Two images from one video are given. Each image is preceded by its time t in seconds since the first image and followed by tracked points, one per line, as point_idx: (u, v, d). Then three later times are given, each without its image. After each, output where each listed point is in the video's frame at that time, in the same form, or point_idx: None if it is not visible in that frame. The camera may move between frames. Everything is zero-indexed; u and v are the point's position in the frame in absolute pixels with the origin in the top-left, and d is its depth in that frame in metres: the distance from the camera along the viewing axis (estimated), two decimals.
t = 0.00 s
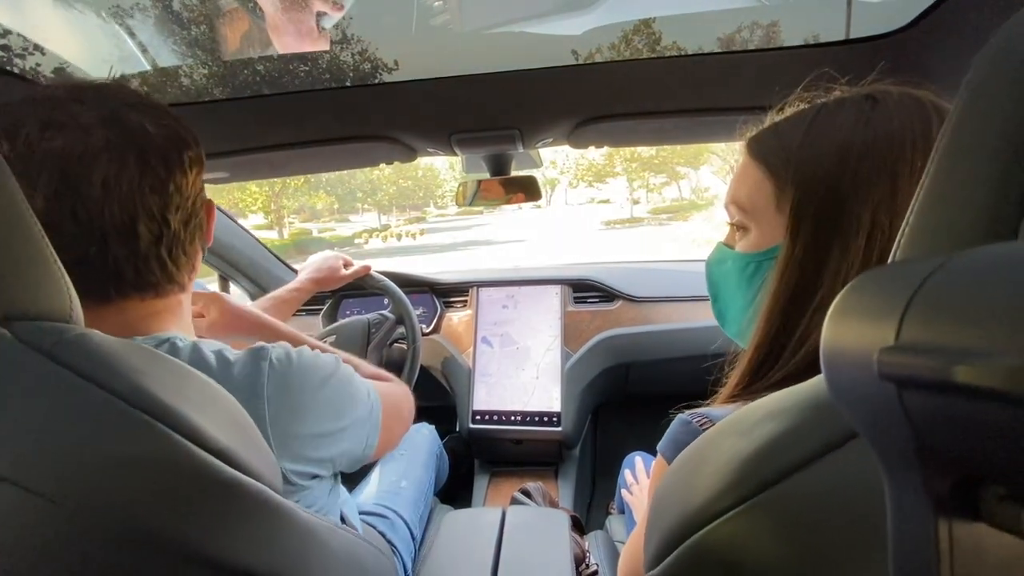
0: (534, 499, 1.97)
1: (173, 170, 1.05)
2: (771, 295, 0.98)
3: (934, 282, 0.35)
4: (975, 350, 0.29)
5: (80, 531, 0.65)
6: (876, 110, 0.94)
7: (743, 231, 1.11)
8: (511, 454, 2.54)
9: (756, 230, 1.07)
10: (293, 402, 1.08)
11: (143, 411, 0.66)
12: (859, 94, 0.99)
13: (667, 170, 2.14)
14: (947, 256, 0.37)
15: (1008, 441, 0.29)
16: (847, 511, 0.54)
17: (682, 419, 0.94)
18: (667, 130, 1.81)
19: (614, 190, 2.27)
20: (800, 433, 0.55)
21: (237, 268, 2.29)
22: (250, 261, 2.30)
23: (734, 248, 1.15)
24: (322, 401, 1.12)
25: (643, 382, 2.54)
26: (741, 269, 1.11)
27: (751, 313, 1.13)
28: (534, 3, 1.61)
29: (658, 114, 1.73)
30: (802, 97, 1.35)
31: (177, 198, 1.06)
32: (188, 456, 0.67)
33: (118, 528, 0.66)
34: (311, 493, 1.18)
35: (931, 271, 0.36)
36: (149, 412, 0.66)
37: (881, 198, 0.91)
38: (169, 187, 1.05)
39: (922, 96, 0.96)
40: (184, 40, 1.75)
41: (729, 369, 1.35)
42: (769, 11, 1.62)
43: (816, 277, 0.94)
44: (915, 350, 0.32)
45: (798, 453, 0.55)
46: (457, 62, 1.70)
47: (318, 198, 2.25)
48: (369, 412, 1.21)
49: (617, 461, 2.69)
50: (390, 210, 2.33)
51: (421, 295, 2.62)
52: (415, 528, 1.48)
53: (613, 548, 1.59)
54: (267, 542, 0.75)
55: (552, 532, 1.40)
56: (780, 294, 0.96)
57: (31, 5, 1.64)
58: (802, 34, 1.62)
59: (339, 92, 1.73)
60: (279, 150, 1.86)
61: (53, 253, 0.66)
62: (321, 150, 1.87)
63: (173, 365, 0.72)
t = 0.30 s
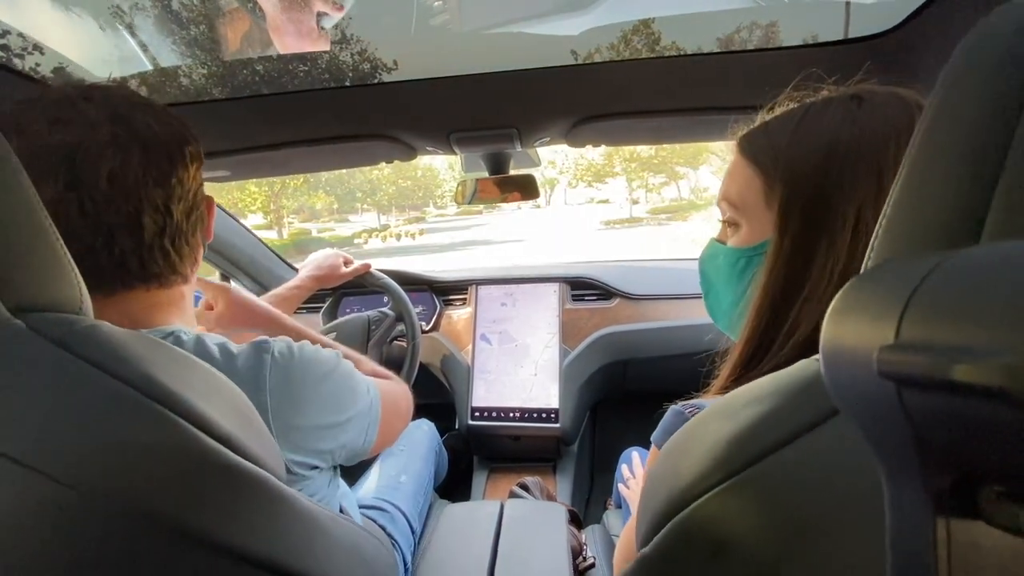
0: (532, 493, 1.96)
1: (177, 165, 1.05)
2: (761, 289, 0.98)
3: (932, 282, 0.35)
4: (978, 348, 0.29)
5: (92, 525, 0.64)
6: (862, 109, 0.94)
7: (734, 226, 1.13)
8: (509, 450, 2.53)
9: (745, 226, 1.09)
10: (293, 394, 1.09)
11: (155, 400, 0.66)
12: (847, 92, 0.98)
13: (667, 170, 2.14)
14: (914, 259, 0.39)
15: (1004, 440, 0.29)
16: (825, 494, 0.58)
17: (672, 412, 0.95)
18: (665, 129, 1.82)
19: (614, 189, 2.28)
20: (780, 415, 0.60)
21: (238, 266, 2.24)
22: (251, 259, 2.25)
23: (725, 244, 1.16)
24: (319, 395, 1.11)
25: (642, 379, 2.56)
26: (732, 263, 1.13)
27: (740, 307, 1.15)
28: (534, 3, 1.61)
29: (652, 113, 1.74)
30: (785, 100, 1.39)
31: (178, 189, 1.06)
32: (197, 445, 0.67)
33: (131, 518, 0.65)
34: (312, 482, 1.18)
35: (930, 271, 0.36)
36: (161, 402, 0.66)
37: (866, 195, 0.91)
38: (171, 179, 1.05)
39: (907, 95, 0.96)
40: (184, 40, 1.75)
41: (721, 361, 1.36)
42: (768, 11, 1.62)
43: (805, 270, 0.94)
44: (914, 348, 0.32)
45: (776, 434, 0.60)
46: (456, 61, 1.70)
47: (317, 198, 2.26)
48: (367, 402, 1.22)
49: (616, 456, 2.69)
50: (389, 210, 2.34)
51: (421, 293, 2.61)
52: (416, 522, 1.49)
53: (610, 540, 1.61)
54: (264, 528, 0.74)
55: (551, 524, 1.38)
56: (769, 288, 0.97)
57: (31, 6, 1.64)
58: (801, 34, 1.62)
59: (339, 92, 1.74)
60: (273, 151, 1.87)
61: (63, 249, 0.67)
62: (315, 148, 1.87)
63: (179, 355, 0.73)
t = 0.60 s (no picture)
0: (528, 485, 1.96)
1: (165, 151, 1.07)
2: (744, 284, 0.98)
3: (933, 285, 0.35)
4: (983, 355, 0.28)
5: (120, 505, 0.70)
6: (841, 107, 0.93)
7: (721, 220, 1.13)
8: (506, 446, 2.54)
9: (732, 220, 1.09)
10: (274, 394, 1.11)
11: (159, 385, 0.71)
12: (826, 91, 0.97)
13: (666, 170, 2.09)
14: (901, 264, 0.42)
15: (1003, 443, 0.28)
16: (796, 468, 0.66)
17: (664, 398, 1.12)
18: (655, 128, 1.76)
19: (614, 189, 2.29)
20: (755, 392, 0.67)
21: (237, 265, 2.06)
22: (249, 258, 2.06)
23: (713, 238, 1.17)
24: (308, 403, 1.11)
25: (640, 377, 2.56)
26: (718, 256, 1.14)
27: (726, 300, 1.16)
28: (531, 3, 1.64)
29: (641, 113, 1.69)
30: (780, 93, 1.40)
31: (146, 186, 1.06)
32: (203, 429, 0.72)
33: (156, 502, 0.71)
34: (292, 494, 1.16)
35: (929, 278, 0.37)
36: (165, 387, 0.71)
37: (846, 189, 0.91)
38: (133, 174, 1.05)
39: (888, 93, 0.95)
40: (184, 40, 1.78)
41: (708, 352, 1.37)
42: (766, 12, 1.65)
43: (785, 262, 0.95)
44: (914, 352, 0.31)
45: (750, 411, 0.67)
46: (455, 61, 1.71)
47: (317, 198, 2.19)
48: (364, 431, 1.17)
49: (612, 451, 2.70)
50: (388, 210, 2.34)
51: (419, 290, 2.61)
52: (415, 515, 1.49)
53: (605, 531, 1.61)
54: (282, 510, 0.81)
55: (547, 515, 1.37)
56: (752, 282, 0.97)
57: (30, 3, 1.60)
58: (801, 34, 1.63)
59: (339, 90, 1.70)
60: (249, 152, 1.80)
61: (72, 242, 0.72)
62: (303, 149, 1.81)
63: (184, 346, 0.79)
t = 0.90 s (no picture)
0: (527, 481, 1.98)
1: (180, 161, 1.23)
2: (732, 284, 1.00)
3: (928, 283, 0.35)
4: (986, 345, 0.27)
5: (130, 488, 0.72)
6: (826, 115, 0.96)
7: (711, 222, 1.16)
8: (506, 444, 2.56)
9: (722, 222, 1.12)
10: (295, 405, 1.16)
11: (177, 376, 0.75)
12: (810, 100, 1.00)
13: (666, 169, 2.07)
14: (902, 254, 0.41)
15: (1000, 433, 0.27)
16: (778, 454, 0.68)
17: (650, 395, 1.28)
18: (654, 132, 1.77)
19: (613, 189, 2.30)
20: (736, 380, 0.70)
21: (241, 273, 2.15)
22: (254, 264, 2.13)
23: (704, 239, 1.20)
24: (326, 416, 1.17)
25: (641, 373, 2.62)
26: (709, 257, 1.17)
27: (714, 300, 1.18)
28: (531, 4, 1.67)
29: (642, 117, 1.70)
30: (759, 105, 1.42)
31: (169, 193, 1.23)
32: (218, 419, 0.76)
33: (162, 486, 0.73)
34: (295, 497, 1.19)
35: (925, 272, 0.37)
36: (187, 381, 0.75)
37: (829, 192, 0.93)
38: (156, 182, 1.23)
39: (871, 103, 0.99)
40: (184, 40, 1.78)
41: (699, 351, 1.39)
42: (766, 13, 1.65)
43: (770, 263, 0.96)
44: (913, 341, 0.30)
45: (731, 398, 0.70)
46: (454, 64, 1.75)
47: (316, 198, 2.11)
48: (377, 443, 1.23)
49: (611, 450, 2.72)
50: (387, 210, 2.36)
51: (420, 291, 2.64)
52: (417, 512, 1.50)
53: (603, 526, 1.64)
54: (280, 501, 0.82)
55: (545, 510, 1.38)
56: (739, 283, 0.98)
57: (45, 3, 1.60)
58: (801, 35, 1.64)
59: (331, 97, 1.73)
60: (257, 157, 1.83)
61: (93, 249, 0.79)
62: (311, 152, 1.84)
63: (200, 341, 0.84)
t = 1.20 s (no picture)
0: (525, 480, 1.99)
1: (177, 164, 1.24)
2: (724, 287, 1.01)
3: (928, 276, 0.34)
4: (986, 336, 0.27)
5: (140, 489, 0.74)
6: (815, 127, 0.99)
7: (704, 227, 1.18)
8: (505, 444, 2.58)
9: (713, 228, 1.13)
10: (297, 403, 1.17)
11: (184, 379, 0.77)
12: (801, 110, 1.03)
13: (665, 170, 2.10)
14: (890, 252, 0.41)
15: (1000, 426, 0.27)
16: (766, 453, 0.69)
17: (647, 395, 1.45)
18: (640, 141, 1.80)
19: (612, 189, 2.31)
20: (724, 383, 0.72)
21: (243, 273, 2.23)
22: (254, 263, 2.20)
23: (697, 244, 1.22)
24: (327, 419, 1.18)
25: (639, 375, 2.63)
26: (701, 261, 1.18)
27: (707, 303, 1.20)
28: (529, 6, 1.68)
29: (638, 122, 1.73)
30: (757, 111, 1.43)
31: (166, 194, 1.25)
32: (219, 419, 0.77)
33: (164, 484, 0.74)
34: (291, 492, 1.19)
35: (926, 264, 0.36)
36: (188, 381, 0.77)
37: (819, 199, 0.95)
38: (154, 184, 1.25)
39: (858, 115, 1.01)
40: (185, 40, 1.79)
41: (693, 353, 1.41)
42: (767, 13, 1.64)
43: (762, 267, 0.98)
44: (914, 334, 0.31)
45: (719, 400, 0.71)
46: (446, 67, 1.74)
47: (315, 198, 2.19)
48: (375, 452, 1.25)
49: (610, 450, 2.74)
50: (387, 210, 2.36)
51: (420, 292, 2.64)
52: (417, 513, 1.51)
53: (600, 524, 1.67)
54: (285, 501, 0.83)
55: (542, 511, 1.39)
56: (732, 286, 1.00)
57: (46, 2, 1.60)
58: (801, 35, 1.62)
59: (338, 103, 1.75)
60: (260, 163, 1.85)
61: (108, 258, 0.81)
62: (316, 156, 1.87)
63: (202, 342, 0.85)
